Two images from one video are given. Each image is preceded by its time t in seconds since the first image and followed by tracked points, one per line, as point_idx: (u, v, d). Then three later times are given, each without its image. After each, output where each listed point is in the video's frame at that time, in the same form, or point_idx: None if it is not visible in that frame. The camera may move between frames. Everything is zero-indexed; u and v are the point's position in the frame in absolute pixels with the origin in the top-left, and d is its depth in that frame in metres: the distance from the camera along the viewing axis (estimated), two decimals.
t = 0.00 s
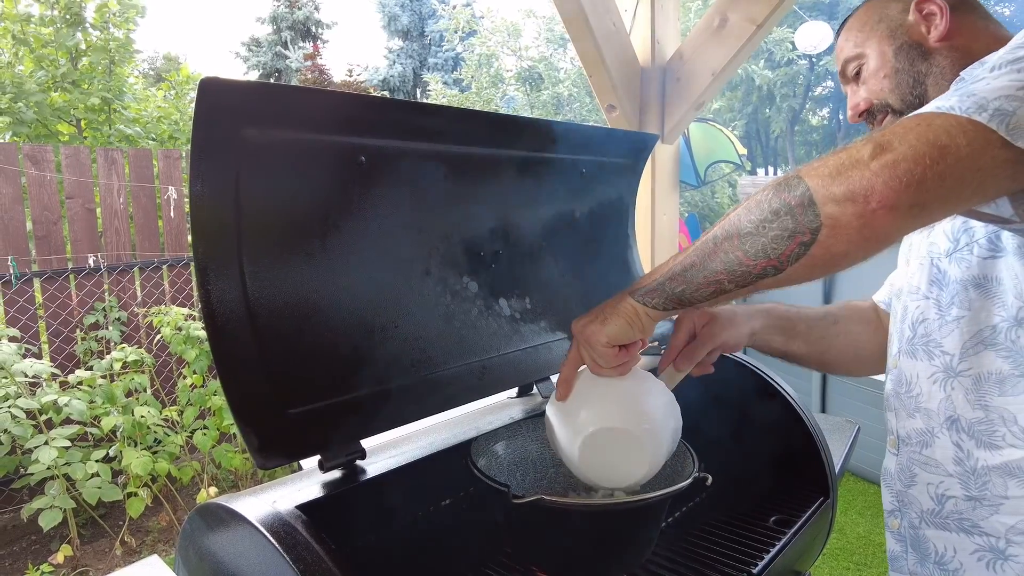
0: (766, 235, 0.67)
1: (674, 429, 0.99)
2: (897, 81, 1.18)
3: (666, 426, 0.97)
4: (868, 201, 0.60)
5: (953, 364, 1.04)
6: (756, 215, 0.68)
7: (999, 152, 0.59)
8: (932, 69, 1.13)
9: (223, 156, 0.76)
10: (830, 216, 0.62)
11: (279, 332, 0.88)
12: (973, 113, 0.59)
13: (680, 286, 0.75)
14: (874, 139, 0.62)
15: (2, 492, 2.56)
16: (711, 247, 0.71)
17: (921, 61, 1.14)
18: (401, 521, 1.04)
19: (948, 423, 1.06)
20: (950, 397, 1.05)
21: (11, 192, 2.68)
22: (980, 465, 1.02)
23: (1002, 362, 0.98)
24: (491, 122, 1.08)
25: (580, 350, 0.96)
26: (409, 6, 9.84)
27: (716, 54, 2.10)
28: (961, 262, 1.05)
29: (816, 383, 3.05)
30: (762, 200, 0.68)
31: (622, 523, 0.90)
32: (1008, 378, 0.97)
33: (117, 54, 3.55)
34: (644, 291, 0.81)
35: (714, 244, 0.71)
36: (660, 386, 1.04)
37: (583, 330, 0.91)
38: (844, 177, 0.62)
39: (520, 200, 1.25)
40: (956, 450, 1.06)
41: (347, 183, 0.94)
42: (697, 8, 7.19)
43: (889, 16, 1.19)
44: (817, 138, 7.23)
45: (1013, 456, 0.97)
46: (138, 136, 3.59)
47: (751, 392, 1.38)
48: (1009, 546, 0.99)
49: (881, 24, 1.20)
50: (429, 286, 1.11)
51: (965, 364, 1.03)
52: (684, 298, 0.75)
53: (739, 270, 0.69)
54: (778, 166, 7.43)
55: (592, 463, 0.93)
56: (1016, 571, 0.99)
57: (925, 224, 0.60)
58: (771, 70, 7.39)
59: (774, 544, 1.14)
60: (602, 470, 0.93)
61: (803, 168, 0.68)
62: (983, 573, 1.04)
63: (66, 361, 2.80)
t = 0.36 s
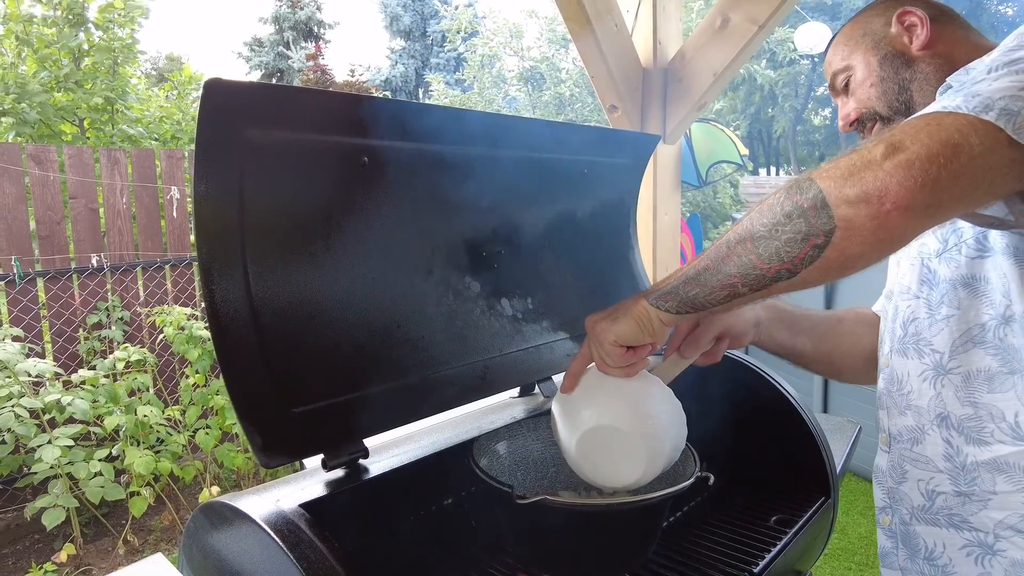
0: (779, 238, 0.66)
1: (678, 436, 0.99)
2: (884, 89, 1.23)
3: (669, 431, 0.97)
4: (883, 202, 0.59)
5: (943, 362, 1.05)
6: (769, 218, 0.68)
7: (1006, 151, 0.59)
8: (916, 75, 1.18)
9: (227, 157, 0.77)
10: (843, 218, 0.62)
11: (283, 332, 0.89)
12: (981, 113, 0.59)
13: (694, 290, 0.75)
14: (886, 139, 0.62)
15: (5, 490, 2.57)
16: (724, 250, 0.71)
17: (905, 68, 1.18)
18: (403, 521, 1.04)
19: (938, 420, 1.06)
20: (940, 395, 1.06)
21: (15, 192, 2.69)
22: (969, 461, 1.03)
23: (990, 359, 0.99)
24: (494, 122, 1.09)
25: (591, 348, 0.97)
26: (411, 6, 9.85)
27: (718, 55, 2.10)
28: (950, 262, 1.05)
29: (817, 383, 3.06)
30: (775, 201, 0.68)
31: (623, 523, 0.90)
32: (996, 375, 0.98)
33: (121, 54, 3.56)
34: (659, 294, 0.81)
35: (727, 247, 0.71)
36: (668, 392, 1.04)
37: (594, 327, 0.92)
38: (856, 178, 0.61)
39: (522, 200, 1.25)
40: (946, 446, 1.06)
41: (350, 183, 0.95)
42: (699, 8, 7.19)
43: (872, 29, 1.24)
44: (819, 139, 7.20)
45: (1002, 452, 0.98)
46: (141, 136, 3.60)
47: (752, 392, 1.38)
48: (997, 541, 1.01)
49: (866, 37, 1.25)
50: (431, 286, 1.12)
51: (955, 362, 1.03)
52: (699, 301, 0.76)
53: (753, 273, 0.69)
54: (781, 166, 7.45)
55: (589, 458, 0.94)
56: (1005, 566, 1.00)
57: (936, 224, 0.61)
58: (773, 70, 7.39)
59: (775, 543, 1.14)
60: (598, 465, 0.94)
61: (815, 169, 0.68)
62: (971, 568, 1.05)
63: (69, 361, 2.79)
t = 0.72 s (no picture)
0: (821, 255, 0.66)
1: (681, 445, 0.98)
2: (878, 92, 1.23)
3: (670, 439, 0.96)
4: (935, 222, 0.59)
5: (938, 364, 1.05)
6: (808, 234, 0.66)
7: None
8: (910, 78, 1.19)
9: (230, 156, 0.78)
10: (891, 236, 0.61)
11: (286, 331, 0.90)
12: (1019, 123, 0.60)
13: (727, 304, 0.75)
14: (932, 151, 0.61)
15: (9, 489, 2.59)
16: (760, 266, 0.71)
17: (900, 71, 1.20)
18: (404, 520, 1.05)
19: (932, 421, 1.07)
20: (934, 397, 1.06)
21: (19, 192, 2.71)
22: (961, 462, 1.04)
23: (984, 362, 0.99)
24: (495, 123, 1.09)
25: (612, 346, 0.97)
26: (413, 6, 9.87)
27: (719, 55, 2.10)
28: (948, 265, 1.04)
29: (819, 382, 3.06)
30: (813, 215, 0.67)
31: (623, 522, 0.90)
32: (991, 379, 0.99)
33: (124, 54, 3.57)
34: (689, 305, 0.80)
35: (763, 263, 0.70)
36: (679, 398, 1.04)
37: (616, 326, 0.93)
38: (905, 195, 0.60)
39: (523, 200, 1.25)
40: (940, 447, 1.06)
41: (353, 182, 0.96)
42: (701, 8, 7.19)
43: (867, 35, 1.25)
44: (821, 138, 7.44)
45: (993, 455, 0.99)
46: (143, 136, 3.61)
47: (752, 392, 1.38)
48: (985, 541, 1.02)
49: (860, 41, 1.26)
50: (434, 286, 1.12)
51: (950, 364, 1.03)
52: (733, 316, 0.76)
53: (792, 290, 0.69)
54: (783, 165, 7.77)
55: (585, 453, 0.96)
56: (991, 566, 1.02)
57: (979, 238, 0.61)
58: (775, 70, 7.39)
59: (776, 543, 1.14)
60: (593, 461, 0.95)
61: (853, 181, 0.66)
62: (959, 567, 1.06)
63: (72, 360, 2.80)
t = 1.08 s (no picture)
0: (847, 269, 0.66)
1: (675, 435, 0.99)
2: (880, 92, 1.23)
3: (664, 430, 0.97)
4: (969, 242, 0.60)
5: (944, 367, 1.05)
6: (834, 246, 0.66)
7: None
8: (911, 77, 1.19)
9: (233, 158, 0.78)
10: (923, 255, 0.62)
11: (288, 332, 0.90)
12: None
13: (742, 309, 0.74)
14: (966, 167, 0.61)
15: (12, 487, 2.60)
16: (779, 274, 0.70)
17: (902, 71, 1.20)
18: (406, 520, 1.05)
19: (936, 424, 1.07)
20: (939, 399, 1.06)
21: (21, 192, 2.72)
22: (965, 465, 1.04)
23: (990, 366, 0.99)
24: (497, 125, 1.09)
25: (614, 341, 0.95)
26: (414, 6, 9.87)
27: (721, 56, 2.10)
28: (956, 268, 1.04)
29: (819, 383, 3.06)
30: (840, 226, 0.66)
31: (625, 523, 0.91)
32: (996, 383, 0.99)
33: (126, 54, 3.58)
34: (700, 308, 0.79)
35: (783, 271, 0.70)
36: (673, 390, 1.04)
37: (624, 323, 0.91)
38: (940, 214, 0.61)
39: (524, 201, 1.26)
40: (944, 450, 1.07)
41: (354, 183, 0.96)
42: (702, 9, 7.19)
43: (869, 36, 1.25)
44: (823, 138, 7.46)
45: (999, 458, 0.99)
46: (145, 135, 3.62)
47: (753, 392, 1.39)
48: (989, 544, 1.02)
49: (862, 41, 1.26)
50: (435, 286, 1.13)
51: (955, 367, 1.03)
52: (747, 322, 0.74)
53: (814, 301, 0.68)
54: (785, 166, 7.71)
55: (580, 446, 0.97)
56: (995, 569, 1.02)
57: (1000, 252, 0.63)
58: (777, 70, 7.38)
59: (776, 544, 1.14)
60: (587, 453, 0.97)
61: (880, 193, 0.66)
62: (963, 570, 1.06)
63: (75, 359, 2.82)
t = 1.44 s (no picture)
0: (872, 280, 0.65)
1: (677, 437, 0.99)
2: (884, 90, 1.23)
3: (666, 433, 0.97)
4: (999, 251, 0.60)
5: (947, 371, 1.05)
6: (857, 255, 0.65)
7: None
8: (918, 76, 1.18)
9: (232, 158, 0.77)
10: (953, 265, 0.62)
11: (288, 332, 0.90)
12: None
13: (758, 323, 0.74)
14: (993, 173, 0.60)
15: (12, 487, 2.60)
16: (798, 283, 0.69)
17: (906, 70, 1.19)
18: (406, 520, 1.05)
19: (938, 429, 1.07)
20: (941, 404, 1.06)
21: (21, 191, 2.73)
22: (967, 470, 1.04)
23: (993, 371, 0.99)
24: (497, 125, 1.09)
25: (617, 354, 0.94)
26: (415, 6, 9.88)
27: (722, 56, 2.10)
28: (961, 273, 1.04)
29: (820, 382, 3.05)
30: (861, 234, 0.65)
31: (626, 524, 0.91)
32: (999, 388, 0.99)
33: (126, 54, 3.58)
34: (710, 321, 0.78)
35: (800, 280, 0.69)
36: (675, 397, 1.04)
37: (629, 343, 0.90)
38: (969, 223, 0.60)
39: (524, 201, 1.26)
40: (946, 455, 1.06)
41: (354, 183, 0.96)
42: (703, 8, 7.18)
43: (874, 36, 1.26)
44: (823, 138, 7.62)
45: (1002, 464, 0.99)
46: (146, 135, 3.61)
47: (754, 393, 1.38)
48: (991, 549, 1.02)
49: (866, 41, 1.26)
50: (435, 286, 1.12)
51: (958, 372, 1.03)
52: (764, 334, 0.74)
53: (836, 312, 0.68)
54: (786, 165, 7.84)
55: (583, 455, 0.96)
56: (995, 575, 1.02)
57: None
58: (778, 70, 7.38)
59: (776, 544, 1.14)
60: (589, 461, 0.96)
61: (900, 198, 0.65)
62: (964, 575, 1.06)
63: (74, 359, 2.79)
